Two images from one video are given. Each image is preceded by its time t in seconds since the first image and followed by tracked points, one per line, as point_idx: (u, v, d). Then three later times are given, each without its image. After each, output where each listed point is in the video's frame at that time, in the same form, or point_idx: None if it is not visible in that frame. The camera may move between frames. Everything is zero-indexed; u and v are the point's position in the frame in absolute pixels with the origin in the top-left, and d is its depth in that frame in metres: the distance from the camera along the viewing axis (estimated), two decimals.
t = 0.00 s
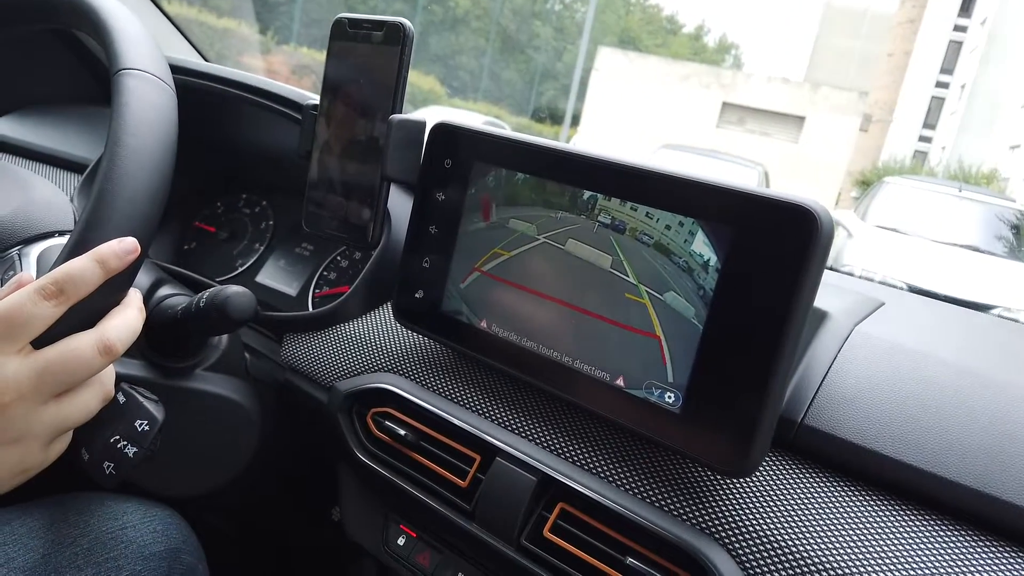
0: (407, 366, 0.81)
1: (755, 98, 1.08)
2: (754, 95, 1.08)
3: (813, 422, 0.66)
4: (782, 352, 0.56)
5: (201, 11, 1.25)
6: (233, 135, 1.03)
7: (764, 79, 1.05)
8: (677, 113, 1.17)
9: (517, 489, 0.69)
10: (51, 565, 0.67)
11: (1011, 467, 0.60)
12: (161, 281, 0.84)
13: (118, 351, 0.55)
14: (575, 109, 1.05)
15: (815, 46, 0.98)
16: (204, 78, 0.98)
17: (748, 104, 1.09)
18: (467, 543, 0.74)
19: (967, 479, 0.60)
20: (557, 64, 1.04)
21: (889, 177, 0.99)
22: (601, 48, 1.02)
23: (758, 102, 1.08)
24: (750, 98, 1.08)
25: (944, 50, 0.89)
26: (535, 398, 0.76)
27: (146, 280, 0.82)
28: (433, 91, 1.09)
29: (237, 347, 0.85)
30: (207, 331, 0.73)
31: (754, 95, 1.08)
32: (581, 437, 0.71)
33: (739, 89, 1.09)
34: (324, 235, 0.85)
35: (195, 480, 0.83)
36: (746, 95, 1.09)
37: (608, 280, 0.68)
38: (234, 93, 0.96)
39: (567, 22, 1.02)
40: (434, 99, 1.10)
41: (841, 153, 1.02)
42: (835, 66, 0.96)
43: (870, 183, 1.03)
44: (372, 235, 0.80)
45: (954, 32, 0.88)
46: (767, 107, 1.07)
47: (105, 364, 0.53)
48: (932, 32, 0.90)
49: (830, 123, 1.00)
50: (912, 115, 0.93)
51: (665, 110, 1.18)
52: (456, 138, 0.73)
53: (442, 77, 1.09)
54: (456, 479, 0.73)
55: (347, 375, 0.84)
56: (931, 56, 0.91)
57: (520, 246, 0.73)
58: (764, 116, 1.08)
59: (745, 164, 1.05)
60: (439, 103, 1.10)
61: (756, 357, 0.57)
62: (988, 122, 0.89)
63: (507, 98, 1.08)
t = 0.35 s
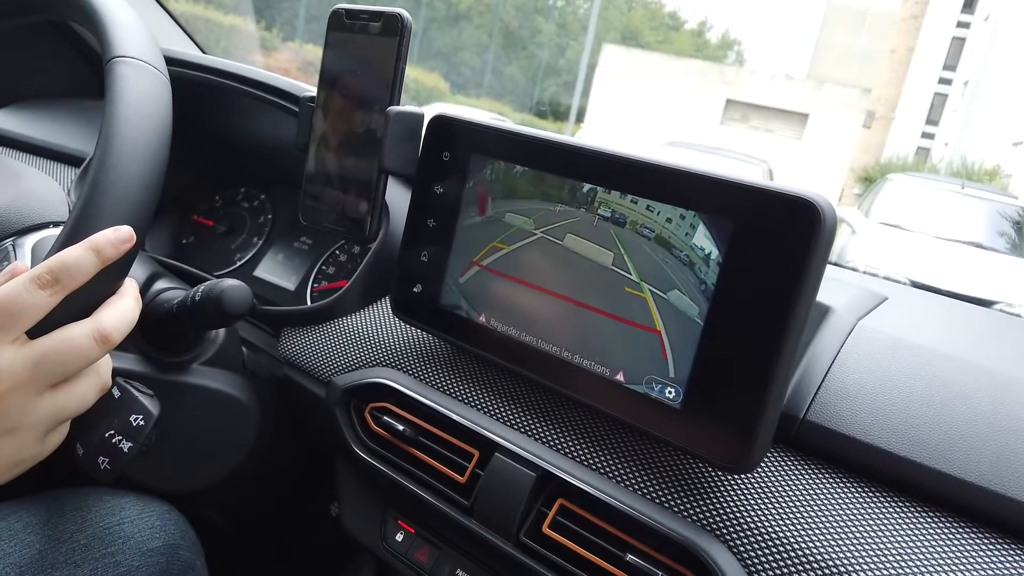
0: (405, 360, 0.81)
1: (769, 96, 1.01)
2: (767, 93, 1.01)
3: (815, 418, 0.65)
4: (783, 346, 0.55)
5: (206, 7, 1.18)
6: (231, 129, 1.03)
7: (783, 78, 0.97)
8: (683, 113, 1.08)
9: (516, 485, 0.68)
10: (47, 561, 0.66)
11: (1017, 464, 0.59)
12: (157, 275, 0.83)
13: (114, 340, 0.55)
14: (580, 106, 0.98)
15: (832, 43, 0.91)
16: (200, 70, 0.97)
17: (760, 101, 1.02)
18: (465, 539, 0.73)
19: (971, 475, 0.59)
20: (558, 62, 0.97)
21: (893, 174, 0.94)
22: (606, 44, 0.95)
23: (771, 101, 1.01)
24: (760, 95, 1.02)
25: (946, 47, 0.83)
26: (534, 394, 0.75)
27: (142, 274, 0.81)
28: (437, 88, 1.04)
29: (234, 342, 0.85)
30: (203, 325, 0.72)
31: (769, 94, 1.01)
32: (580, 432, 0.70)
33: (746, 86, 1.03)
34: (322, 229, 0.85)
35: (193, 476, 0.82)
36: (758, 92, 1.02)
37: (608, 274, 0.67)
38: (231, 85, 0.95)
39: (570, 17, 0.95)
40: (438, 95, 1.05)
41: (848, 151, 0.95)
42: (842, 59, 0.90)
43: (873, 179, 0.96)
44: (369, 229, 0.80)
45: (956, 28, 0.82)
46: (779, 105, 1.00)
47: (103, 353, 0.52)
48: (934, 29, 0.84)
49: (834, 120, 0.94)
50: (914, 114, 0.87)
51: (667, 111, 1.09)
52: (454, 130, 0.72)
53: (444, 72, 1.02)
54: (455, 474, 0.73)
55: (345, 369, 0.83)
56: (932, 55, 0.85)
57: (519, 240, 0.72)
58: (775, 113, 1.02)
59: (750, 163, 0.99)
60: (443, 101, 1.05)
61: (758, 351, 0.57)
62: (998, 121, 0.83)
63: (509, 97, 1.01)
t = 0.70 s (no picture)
0: (408, 356, 0.81)
1: (777, 94, 0.96)
2: (778, 89, 0.96)
3: (818, 415, 0.65)
4: (787, 343, 0.55)
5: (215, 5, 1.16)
6: (235, 124, 1.03)
7: (787, 75, 0.94)
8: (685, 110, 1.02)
9: (519, 481, 0.68)
10: (51, 554, 0.66)
11: (1020, 461, 0.59)
12: (161, 270, 0.83)
13: (119, 335, 0.55)
14: (585, 101, 0.95)
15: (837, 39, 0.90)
16: (203, 65, 0.97)
17: (765, 98, 0.98)
18: (468, 535, 0.73)
19: (974, 472, 0.59)
20: (560, 59, 0.94)
21: (894, 173, 0.92)
22: (609, 43, 0.91)
23: (779, 99, 0.96)
24: (763, 92, 0.98)
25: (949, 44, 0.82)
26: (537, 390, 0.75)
27: (146, 268, 0.81)
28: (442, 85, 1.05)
29: (237, 338, 0.85)
30: (208, 319, 0.73)
31: (779, 91, 0.96)
32: (584, 429, 0.70)
33: (752, 80, 0.98)
34: (325, 225, 0.85)
35: (196, 470, 0.82)
36: (764, 87, 0.97)
37: (611, 270, 0.67)
38: (234, 80, 0.95)
39: (573, 14, 0.93)
40: (442, 93, 1.05)
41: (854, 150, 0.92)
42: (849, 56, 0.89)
43: (876, 177, 0.93)
44: (372, 225, 0.80)
45: (960, 26, 0.81)
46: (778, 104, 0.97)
47: (108, 348, 0.53)
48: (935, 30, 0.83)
49: (837, 120, 0.91)
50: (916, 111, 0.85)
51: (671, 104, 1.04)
52: (458, 125, 0.72)
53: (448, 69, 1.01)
54: (458, 470, 0.73)
55: (348, 365, 0.84)
56: (933, 53, 0.84)
57: (523, 236, 0.72)
58: (778, 112, 0.97)
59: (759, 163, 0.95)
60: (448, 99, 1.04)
61: (761, 348, 0.57)
62: (1002, 120, 0.82)
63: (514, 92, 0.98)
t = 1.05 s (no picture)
0: (410, 351, 0.81)
1: (780, 93, 0.91)
2: (778, 90, 0.91)
3: (818, 411, 0.65)
4: (787, 338, 0.55)
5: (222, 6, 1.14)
6: (237, 120, 1.03)
7: (786, 74, 0.90)
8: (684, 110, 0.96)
9: (520, 475, 0.68)
10: (54, 547, 0.67)
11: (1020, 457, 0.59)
12: (163, 265, 0.83)
13: (121, 329, 0.55)
14: (590, 98, 0.92)
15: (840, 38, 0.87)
16: (206, 61, 0.97)
17: (769, 97, 0.92)
18: (469, 529, 0.73)
19: (974, 467, 0.59)
20: (561, 60, 0.92)
21: (896, 173, 0.87)
22: (613, 43, 0.89)
23: (784, 97, 0.91)
24: (764, 91, 0.92)
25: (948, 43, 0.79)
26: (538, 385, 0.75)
27: (148, 263, 0.81)
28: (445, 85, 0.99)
29: (239, 333, 0.86)
30: (210, 314, 0.73)
31: (783, 90, 0.91)
32: (584, 424, 0.70)
33: (755, 80, 0.92)
34: (327, 220, 0.85)
35: (197, 464, 0.83)
36: (767, 86, 0.92)
37: (612, 266, 0.67)
38: (237, 76, 0.95)
39: (575, 13, 0.91)
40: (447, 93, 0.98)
41: (859, 150, 0.88)
42: (852, 53, 0.86)
43: (876, 177, 0.88)
44: (374, 220, 0.80)
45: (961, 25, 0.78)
46: (787, 103, 0.91)
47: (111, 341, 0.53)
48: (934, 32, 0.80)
49: (838, 120, 0.87)
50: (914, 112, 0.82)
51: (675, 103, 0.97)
52: (459, 121, 0.72)
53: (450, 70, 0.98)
54: (459, 464, 0.73)
55: (349, 360, 0.84)
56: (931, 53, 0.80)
57: (524, 232, 0.72)
58: (780, 112, 0.91)
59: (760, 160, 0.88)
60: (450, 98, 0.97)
61: (762, 343, 0.57)
62: (1006, 122, 0.79)
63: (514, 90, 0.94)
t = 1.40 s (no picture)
0: (415, 346, 0.81)
1: (783, 93, 0.83)
2: (781, 89, 0.83)
3: (824, 406, 0.65)
4: (794, 333, 0.55)
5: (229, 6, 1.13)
6: (242, 114, 1.03)
7: (787, 74, 0.82)
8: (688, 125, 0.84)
9: (525, 470, 0.68)
10: (59, 541, 0.67)
11: None
12: (169, 259, 0.83)
13: (127, 323, 0.55)
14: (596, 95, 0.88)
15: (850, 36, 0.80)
16: (211, 54, 0.97)
17: (772, 97, 0.84)
18: (474, 524, 0.73)
19: (981, 463, 0.59)
20: (563, 58, 0.88)
21: (898, 172, 0.82)
22: (614, 43, 0.85)
23: (787, 98, 0.83)
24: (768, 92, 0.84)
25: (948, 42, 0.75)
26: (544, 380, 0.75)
27: (153, 257, 0.81)
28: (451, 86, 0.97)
29: (244, 327, 0.86)
30: (215, 308, 0.73)
31: (784, 90, 0.83)
32: (590, 419, 0.70)
33: (755, 79, 0.84)
34: (332, 214, 0.85)
35: (202, 459, 0.83)
36: (768, 86, 0.83)
37: (619, 261, 0.67)
38: (242, 71, 0.95)
39: (576, 12, 0.88)
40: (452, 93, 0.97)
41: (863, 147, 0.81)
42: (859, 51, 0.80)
43: (878, 176, 0.83)
44: (380, 214, 0.81)
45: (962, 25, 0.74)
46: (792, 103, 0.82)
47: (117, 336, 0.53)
48: (935, 31, 0.76)
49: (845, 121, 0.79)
50: (916, 111, 0.77)
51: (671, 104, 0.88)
52: (465, 116, 0.72)
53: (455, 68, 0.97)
54: (464, 459, 0.73)
55: (354, 355, 0.84)
56: (930, 53, 0.76)
57: (530, 226, 0.72)
58: (791, 111, 0.82)
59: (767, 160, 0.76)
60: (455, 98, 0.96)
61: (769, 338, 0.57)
62: (1008, 124, 0.75)
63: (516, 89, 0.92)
